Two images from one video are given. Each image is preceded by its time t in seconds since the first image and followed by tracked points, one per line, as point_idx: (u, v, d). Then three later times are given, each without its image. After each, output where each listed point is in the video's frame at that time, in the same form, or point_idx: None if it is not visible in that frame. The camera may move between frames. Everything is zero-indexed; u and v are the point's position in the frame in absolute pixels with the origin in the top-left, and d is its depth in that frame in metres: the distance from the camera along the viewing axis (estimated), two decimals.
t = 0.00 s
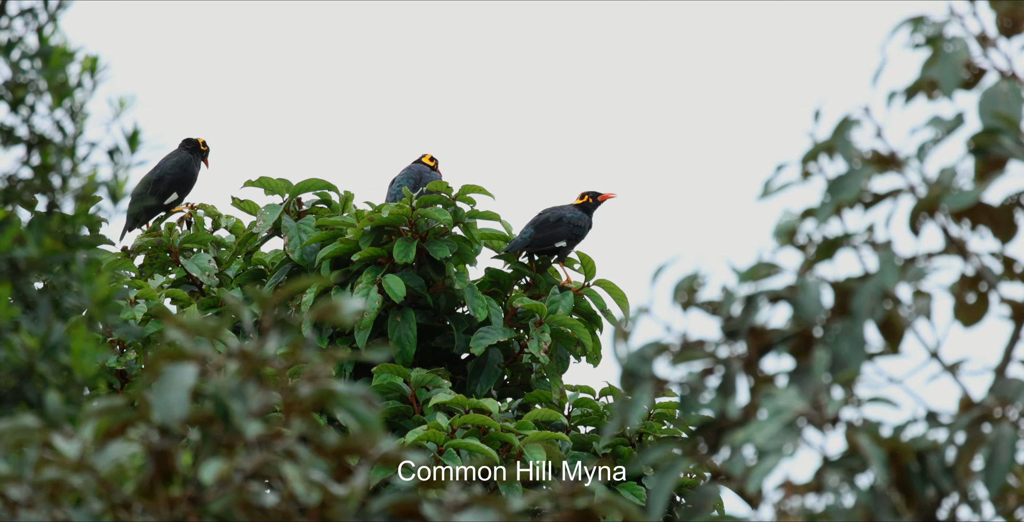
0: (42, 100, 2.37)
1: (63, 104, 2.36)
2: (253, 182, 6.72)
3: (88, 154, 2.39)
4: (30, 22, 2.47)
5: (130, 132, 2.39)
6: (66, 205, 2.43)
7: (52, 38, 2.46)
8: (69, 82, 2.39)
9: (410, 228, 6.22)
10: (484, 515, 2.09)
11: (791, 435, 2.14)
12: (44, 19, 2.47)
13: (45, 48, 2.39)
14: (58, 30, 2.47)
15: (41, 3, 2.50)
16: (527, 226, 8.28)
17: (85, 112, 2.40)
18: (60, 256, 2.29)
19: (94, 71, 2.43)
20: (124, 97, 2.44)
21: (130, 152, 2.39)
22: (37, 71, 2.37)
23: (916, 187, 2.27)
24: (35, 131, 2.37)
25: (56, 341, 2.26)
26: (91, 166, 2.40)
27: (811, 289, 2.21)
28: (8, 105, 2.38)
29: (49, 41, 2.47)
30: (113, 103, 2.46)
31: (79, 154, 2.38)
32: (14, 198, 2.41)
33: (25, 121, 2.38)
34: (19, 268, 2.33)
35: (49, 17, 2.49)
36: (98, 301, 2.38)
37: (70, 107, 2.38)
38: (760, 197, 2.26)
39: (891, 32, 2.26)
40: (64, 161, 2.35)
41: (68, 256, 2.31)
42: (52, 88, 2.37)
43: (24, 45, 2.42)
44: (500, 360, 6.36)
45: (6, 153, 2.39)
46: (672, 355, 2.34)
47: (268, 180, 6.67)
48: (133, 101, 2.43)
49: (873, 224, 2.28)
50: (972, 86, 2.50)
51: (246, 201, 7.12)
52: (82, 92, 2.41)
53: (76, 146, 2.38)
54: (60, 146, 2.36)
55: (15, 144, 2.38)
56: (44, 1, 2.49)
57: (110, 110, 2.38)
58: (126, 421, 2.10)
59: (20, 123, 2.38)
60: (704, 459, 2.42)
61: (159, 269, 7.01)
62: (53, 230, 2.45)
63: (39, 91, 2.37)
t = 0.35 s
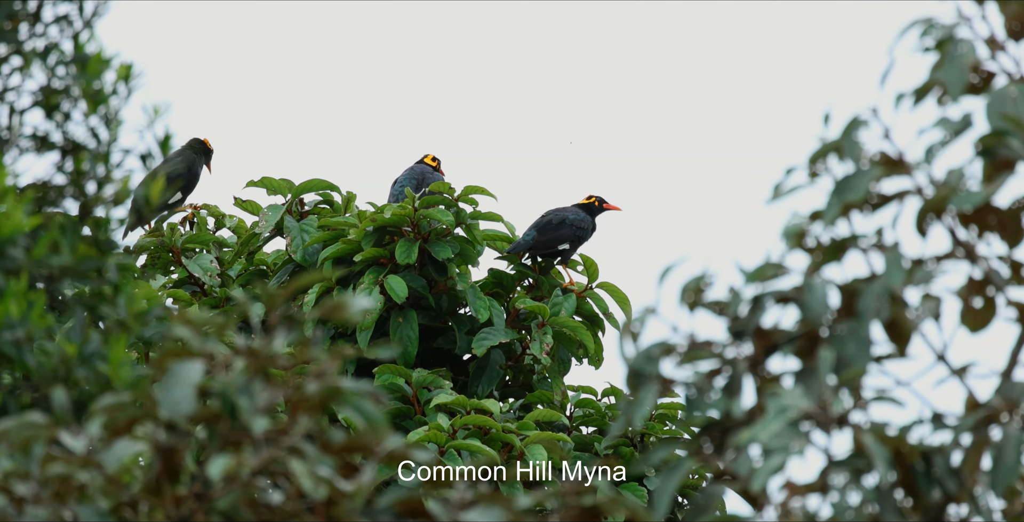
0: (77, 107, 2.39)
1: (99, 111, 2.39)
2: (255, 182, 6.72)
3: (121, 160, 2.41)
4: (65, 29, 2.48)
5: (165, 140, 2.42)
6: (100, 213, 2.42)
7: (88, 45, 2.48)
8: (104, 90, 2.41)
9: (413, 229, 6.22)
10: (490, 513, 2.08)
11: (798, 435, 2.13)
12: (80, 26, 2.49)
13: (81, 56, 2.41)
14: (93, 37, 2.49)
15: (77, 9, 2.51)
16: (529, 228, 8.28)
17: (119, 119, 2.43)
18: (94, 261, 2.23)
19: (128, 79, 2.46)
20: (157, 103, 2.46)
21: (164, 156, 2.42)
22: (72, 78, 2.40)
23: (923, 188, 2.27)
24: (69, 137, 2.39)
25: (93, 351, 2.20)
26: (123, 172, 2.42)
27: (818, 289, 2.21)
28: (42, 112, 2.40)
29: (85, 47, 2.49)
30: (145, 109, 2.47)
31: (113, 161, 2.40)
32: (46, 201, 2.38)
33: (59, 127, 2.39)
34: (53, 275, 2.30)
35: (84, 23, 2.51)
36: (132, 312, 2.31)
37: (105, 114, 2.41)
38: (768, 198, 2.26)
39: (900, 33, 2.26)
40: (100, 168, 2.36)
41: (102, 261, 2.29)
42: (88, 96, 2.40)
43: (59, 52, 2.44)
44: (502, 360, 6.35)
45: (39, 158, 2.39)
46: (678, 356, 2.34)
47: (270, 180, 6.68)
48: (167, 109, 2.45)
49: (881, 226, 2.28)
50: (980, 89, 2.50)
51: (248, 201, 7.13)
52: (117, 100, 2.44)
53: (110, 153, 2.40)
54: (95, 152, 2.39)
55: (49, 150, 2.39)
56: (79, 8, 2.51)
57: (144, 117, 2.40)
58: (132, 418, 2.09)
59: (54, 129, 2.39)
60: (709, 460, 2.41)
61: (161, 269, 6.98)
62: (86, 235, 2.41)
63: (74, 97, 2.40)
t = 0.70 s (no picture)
0: (110, 113, 2.39)
1: (132, 118, 2.38)
2: (255, 183, 6.72)
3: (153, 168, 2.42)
4: (99, 36, 2.48)
5: (199, 152, 2.47)
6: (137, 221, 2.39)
7: (122, 52, 2.47)
8: (137, 96, 2.41)
9: (413, 230, 6.22)
10: (494, 514, 2.08)
11: (802, 436, 2.13)
12: (114, 33, 2.48)
13: (116, 64, 2.41)
14: (127, 44, 2.48)
15: (111, 16, 2.50)
16: (530, 229, 8.27)
17: (151, 126, 2.43)
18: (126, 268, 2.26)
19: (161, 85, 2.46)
20: (189, 112, 2.50)
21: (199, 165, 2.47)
22: (105, 84, 2.39)
23: (929, 190, 2.27)
24: (102, 144, 2.39)
25: (123, 357, 2.20)
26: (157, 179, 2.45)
27: (823, 291, 2.20)
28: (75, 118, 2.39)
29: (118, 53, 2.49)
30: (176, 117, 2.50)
31: (145, 168, 2.41)
32: (81, 208, 2.36)
33: (91, 134, 2.38)
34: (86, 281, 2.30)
35: (117, 29, 2.50)
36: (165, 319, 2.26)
37: (137, 121, 2.40)
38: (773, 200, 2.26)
39: (907, 35, 2.26)
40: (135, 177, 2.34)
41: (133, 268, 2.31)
42: (121, 102, 2.39)
43: (93, 58, 2.43)
44: (503, 362, 6.35)
45: (72, 165, 2.39)
46: (683, 357, 2.33)
47: (270, 181, 6.67)
48: (200, 116, 2.49)
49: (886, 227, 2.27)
50: (986, 91, 2.49)
51: (248, 202, 7.12)
52: (149, 106, 2.44)
53: (143, 161, 2.40)
54: (127, 159, 2.38)
55: (81, 157, 2.38)
56: (113, 15, 2.50)
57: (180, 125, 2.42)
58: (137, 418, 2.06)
59: (88, 136, 2.39)
60: (714, 461, 2.40)
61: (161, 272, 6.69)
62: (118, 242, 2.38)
63: (107, 104, 2.39)
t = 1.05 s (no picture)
0: (142, 118, 2.47)
1: (164, 124, 2.48)
2: (256, 183, 6.72)
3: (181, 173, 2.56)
4: (132, 40, 2.54)
5: (230, 155, 2.58)
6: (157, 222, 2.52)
7: (154, 58, 2.56)
8: (169, 101, 2.51)
9: (413, 229, 6.22)
10: (493, 513, 2.08)
11: (800, 435, 2.13)
12: (146, 38, 2.55)
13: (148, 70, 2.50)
14: (159, 49, 2.56)
15: (142, 22, 2.57)
16: (530, 229, 8.27)
17: (181, 131, 2.53)
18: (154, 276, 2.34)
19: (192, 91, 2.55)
20: (218, 116, 2.60)
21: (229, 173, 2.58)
22: (136, 90, 2.47)
23: (926, 189, 2.27)
24: (133, 149, 2.49)
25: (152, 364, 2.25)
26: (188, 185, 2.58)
27: (821, 290, 2.20)
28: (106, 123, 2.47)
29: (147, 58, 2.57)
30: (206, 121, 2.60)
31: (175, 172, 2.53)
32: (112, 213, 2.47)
33: (122, 137, 2.46)
34: (117, 285, 2.34)
35: (149, 34, 2.57)
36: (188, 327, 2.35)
37: (169, 126, 2.51)
38: (771, 200, 2.27)
39: (903, 35, 2.26)
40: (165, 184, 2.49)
41: (164, 274, 2.46)
42: (152, 107, 2.48)
43: (125, 63, 2.51)
44: (503, 361, 6.35)
45: (103, 168, 2.46)
46: (681, 356, 2.34)
47: (271, 181, 6.67)
48: (228, 122, 2.60)
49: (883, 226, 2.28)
50: (983, 90, 2.50)
51: (249, 202, 7.12)
52: (180, 111, 2.54)
53: (174, 165, 2.53)
54: (157, 163, 2.50)
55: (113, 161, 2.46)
56: (145, 20, 2.57)
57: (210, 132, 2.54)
58: (134, 418, 2.07)
59: (119, 140, 2.46)
60: (712, 460, 2.40)
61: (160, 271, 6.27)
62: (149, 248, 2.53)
63: (139, 108, 2.48)
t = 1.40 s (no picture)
0: (174, 125, 2.43)
1: (196, 131, 2.42)
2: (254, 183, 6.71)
3: (213, 181, 2.50)
4: (163, 48, 2.49)
5: (260, 162, 2.54)
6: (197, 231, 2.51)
7: (186, 64, 2.50)
8: (202, 109, 2.44)
9: (411, 230, 6.21)
10: (493, 513, 2.08)
11: (800, 435, 2.13)
12: (178, 45, 2.50)
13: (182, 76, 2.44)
14: (192, 56, 2.51)
15: (174, 28, 2.52)
16: (529, 230, 8.27)
17: (214, 139, 2.47)
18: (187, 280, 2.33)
19: (225, 98, 2.49)
20: (251, 124, 2.56)
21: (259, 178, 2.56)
22: (169, 96, 2.42)
23: (926, 189, 2.27)
24: (164, 155, 2.43)
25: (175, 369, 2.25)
26: (217, 192, 2.53)
27: (821, 290, 2.20)
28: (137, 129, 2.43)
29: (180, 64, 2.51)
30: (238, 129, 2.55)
31: (207, 181, 2.47)
32: (142, 218, 2.44)
33: (154, 145, 2.42)
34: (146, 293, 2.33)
35: (181, 41, 2.52)
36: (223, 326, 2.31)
37: (201, 133, 2.45)
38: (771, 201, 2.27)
39: (903, 35, 2.27)
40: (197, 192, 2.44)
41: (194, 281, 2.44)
42: (185, 114, 2.43)
43: (158, 69, 2.45)
44: (501, 362, 6.34)
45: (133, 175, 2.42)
46: (681, 357, 2.33)
47: (269, 181, 6.66)
48: (262, 130, 2.54)
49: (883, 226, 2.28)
50: (983, 90, 2.50)
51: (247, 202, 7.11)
52: (213, 119, 2.48)
53: (205, 174, 2.45)
54: (189, 171, 2.43)
55: (144, 168, 2.42)
56: (178, 26, 2.52)
57: (242, 140, 2.49)
58: (134, 419, 2.06)
59: (150, 147, 2.42)
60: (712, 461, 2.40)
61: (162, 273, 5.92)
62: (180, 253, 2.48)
63: (170, 115, 2.43)
